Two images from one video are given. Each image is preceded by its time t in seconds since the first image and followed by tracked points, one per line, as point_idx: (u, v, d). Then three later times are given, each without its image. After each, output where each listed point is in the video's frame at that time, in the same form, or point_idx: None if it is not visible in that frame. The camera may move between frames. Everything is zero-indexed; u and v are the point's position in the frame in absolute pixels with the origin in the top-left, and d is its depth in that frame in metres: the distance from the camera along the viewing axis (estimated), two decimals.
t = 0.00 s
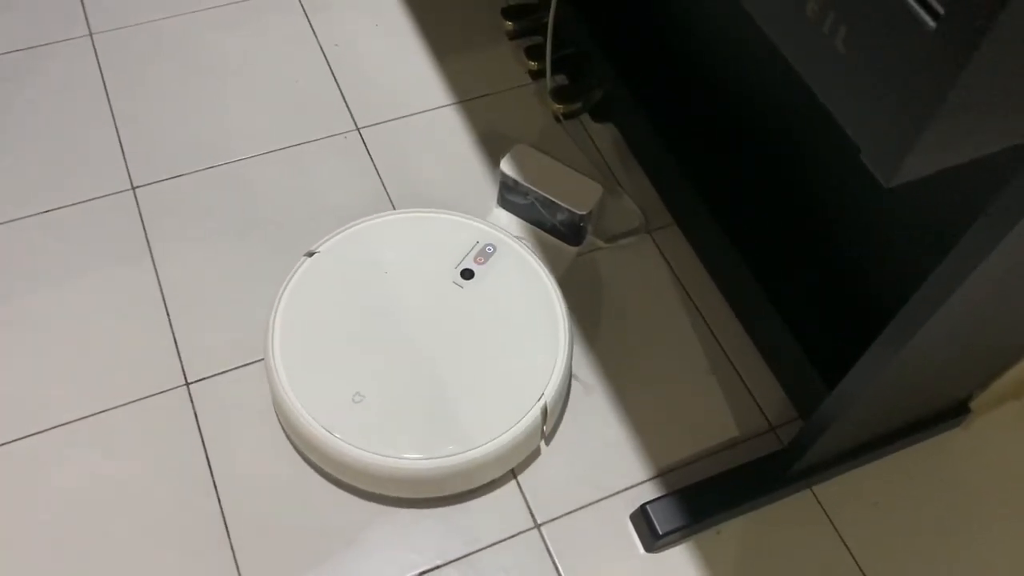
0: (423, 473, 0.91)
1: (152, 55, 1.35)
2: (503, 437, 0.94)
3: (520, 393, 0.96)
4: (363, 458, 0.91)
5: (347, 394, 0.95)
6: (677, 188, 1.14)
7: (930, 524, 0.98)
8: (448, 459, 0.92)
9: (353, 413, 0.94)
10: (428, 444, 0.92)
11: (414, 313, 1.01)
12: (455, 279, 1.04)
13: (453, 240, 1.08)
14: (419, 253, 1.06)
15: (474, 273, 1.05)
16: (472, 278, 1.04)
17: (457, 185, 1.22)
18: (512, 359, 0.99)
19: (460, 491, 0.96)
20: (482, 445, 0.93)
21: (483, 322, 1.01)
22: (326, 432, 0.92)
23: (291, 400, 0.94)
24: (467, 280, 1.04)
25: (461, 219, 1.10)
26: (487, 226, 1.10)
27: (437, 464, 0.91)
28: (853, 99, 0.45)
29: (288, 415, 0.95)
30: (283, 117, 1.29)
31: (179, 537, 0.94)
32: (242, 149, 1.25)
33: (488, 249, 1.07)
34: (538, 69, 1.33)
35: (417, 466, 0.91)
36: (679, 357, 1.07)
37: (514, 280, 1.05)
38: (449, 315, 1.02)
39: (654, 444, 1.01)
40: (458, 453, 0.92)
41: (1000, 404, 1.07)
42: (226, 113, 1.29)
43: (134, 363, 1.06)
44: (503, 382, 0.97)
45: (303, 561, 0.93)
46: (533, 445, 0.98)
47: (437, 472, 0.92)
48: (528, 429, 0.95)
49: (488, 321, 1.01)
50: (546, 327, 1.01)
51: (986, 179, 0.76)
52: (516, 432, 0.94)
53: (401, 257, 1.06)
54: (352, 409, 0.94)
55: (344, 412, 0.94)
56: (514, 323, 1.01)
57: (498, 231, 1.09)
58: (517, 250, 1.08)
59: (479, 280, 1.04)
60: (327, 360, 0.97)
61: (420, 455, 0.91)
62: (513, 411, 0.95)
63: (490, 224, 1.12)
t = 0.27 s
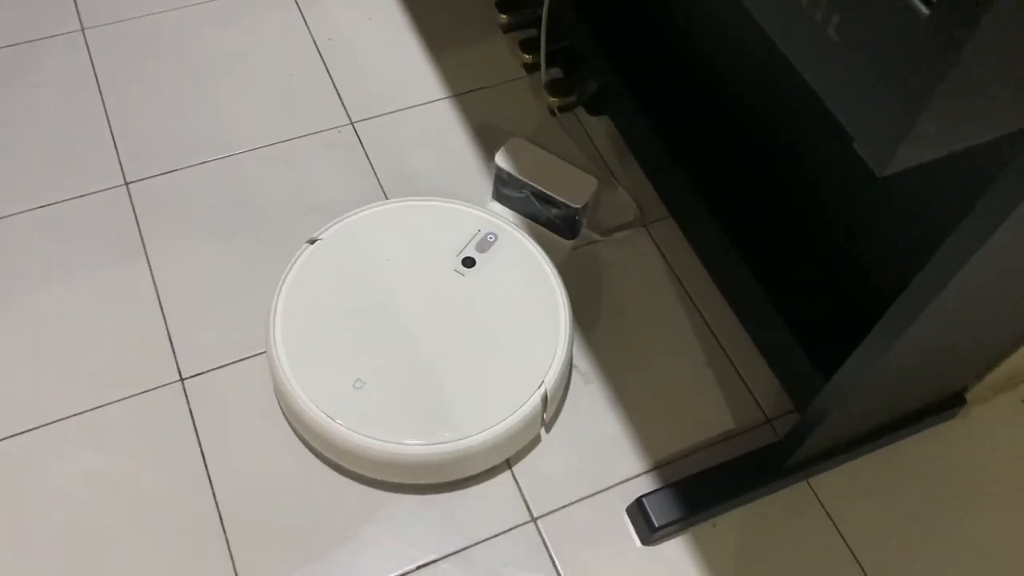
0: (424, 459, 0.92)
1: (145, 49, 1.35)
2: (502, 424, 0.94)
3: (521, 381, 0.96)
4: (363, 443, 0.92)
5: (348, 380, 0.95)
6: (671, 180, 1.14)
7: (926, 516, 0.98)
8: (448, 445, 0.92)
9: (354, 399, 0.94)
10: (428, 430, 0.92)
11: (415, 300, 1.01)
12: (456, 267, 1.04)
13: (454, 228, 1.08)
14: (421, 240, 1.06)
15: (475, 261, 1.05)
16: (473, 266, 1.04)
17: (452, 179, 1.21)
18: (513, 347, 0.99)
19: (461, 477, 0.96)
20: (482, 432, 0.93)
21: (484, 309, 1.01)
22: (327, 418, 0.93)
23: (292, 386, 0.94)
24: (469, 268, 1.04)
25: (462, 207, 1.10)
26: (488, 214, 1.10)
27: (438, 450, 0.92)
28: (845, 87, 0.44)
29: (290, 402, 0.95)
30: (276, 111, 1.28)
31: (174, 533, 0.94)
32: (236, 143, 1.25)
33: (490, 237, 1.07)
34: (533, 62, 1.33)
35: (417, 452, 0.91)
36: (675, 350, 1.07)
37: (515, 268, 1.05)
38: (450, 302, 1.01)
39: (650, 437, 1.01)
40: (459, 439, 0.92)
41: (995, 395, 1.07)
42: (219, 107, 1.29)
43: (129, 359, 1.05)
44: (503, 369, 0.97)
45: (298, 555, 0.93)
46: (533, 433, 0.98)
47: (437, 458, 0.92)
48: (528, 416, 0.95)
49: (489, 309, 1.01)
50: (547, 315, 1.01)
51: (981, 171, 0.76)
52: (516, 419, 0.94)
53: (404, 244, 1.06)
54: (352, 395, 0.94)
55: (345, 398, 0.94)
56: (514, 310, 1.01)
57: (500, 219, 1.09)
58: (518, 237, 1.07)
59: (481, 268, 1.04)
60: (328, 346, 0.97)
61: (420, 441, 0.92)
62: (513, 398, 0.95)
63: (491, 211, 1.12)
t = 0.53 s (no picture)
0: (420, 435, 0.92)
1: (133, 34, 1.33)
2: (499, 400, 0.94)
3: (517, 358, 0.96)
4: (359, 418, 0.92)
5: (344, 355, 0.95)
6: (664, 162, 1.13)
7: (921, 496, 0.98)
8: (445, 420, 0.92)
9: (350, 374, 0.94)
10: (425, 405, 0.93)
11: (412, 277, 1.02)
12: (454, 245, 1.04)
13: (452, 206, 1.08)
14: (419, 218, 1.07)
15: (473, 240, 1.05)
16: (471, 245, 1.04)
17: (443, 162, 1.20)
18: (510, 324, 0.99)
19: (458, 454, 0.96)
20: (479, 408, 0.93)
21: (481, 287, 1.01)
22: (323, 393, 0.93)
23: (289, 361, 0.95)
24: (466, 247, 1.04)
25: (459, 186, 1.10)
26: (487, 193, 1.10)
27: (434, 425, 0.92)
28: (839, 48, 0.43)
29: (287, 378, 0.95)
30: (266, 96, 1.27)
31: (165, 519, 0.93)
32: (224, 128, 1.24)
33: (488, 217, 1.07)
34: (524, 45, 1.32)
35: (413, 426, 0.92)
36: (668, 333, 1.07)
37: (513, 246, 1.05)
38: (447, 280, 1.02)
39: (643, 420, 1.00)
40: (455, 414, 0.93)
41: (990, 375, 1.06)
42: (208, 92, 1.27)
43: (118, 345, 1.04)
44: (500, 346, 0.97)
45: (290, 540, 0.92)
46: (530, 411, 0.98)
47: (434, 433, 0.92)
48: (525, 393, 0.95)
49: (487, 287, 1.01)
50: (544, 294, 1.01)
51: (973, 147, 0.75)
52: (513, 396, 0.94)
53: (402, 222, 1.06)
54: (349, 371, 0.94)
55: (342, 372, 0.94)
56: (512, 288, 1.01)
57: (498, 198, 1.09)
58: (517, 216, 1.08)
59: (478, 246, 1.04)
60: (325, 322, 0.98)
61: (416, 416, 0.92)
62: (509, 375, 0.95)
63: (489, 189, 1.12)
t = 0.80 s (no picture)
0: (416, 416, 0.92)
1: (117, 22, 1.32)
2: (495, 382, 0.93)
3: (514, 341, 0.96)
4: (355, 400, 0.92)
5: (340, 337, 0.95)
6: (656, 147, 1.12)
7: (916, 481, 0.97)
8: (442, 403, 0.92)
9: (346, 357, 0.94)
10: (421, 388, 0.92)
11: (409, 259, 1.01)
12: (450, 228, 1.03)
13: (449, 188, 1.07)
14: (415, 199, 1.05)
15: (469, 222, 1.04)
16: (467, 227, 1.03)
17: (434, 149, 1.19)
18: (507, 307, 0.98)
19: (454, 436, 0.96)
20: (475, 390, 0.93)
21: (478, 269, 1.00)
22: (319, 375, 0.92)
23: (284, 344, 0.94)
24: (463, 229, 1.03)
25: (456, 168, 1.09)
26: (483, 175, 1.08)
27: (431, 407, 0.92)
28: (830, 22, 0.43)
29: (282, 361, 0.94)
30: (253, 84, 1.26)
31: (154, 511, 0.92)
32: (212, 117, 1.22)
33: (484, 199, 1.06)
34: (515, 30, 1.31)
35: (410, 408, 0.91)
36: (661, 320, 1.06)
37: (509, 228, 1.04)
38: (443, 262, 1.01)
39: (636, 408, 1.00)
40: (452, 396, 0.92)
41: (985, 359, 1.06)
42: (195, 80, 1.26)
43: (106, 336, 1.03)
44: (497, 328, 0.97)
45: (282, 530, 0.92)
46: (527, 392, 0.97)
47: (431, 414, 0.92)
48: (522, 375, 0.95)
49: (483, 269, 1.00)
50: (541, 276, 1.01)
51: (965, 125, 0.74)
52: (510, 378, 0.94)
53: (398, 203, 1.05)
54: (345, 353, 0.94)
55: (337, 355, 0.94)
56: (508, 270, 1.01)
57: (494, 180, 1.08)
58: (514, 198, 1.07)
59: (475, 229, 1.03)
60: (320, 304, 0.97)
61: (413, 398, 0.92)
62: (506, 357, 0.95)
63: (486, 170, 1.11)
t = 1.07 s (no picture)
0: (415, 409, 0.92)
1: (104, 19, 1.31)
2: (493, 374, 0.93)
3: (511, 330, 0.96)
4: (353, 393, 0.91)
5: (337, 330, 0.94)
6: (646, 141, 1.12)
7: (909, 473, 0.97)
8: (440, 394, 0.92)
9: (343, 349, 0.93)
10: (419, 380, 0.92)
11: (405, 250, 1.00)
12: (445, 218, 1.03)
13: (443, 178, 1.06)
14: (410, 189, 1.05)
15: (464, 213, 1.03)
16: (462, 218, 1.03)
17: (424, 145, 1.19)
18: (504, 296, 0.98)
19: (452, 427, 0.96)
20: (473, 381, 0.93)
21: (473, 260, 1.00)
22: (317, 368, 0.92)
23: (280, 338, 0.94)
24: (458, 220, 1.02)
25: (450, 157, 1.07)
26: (477, 163, 1.07)
27: (429, 400, 0.91)
28: (815, 16, 0.42)
29: (279, 354, 0.94)
30: (241, 80, 1.25)
31: (145, 511, 0.92)
32: (200, 114, 1.22)
33: (479, 188, 1.05)
34: (505, 24, 1.29)
35: (408, 400, 0.91)
36: (653, 315, 1.05)
37: (505, 218, 1.03)
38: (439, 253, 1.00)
39: (629, 403, 0.99)
40: (450, 387, 0.92)
41: (978, 350, 1.06)
42: (182, 77, 1.25)
43: (95, 336, 1.02)
44: (494, 319, 0.96)
45: (275, 529, 0.91)
46: (524, 382, 0.97)
47: (429, 406, 0.92)
48: (519, 366, 0.94)
49: (480, 259, 1.00)
50: (538, 265, 1.00)
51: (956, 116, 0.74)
52: (508, 368, 0.94)
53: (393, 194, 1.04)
54: (342, 346, 0.93)
55: (335, 348, 0.93)
56: (505, 260, 1.00)
57: (489, 168, 1.07)
58: (509, 187, 1.05)
59: (470, 219, 1.03)
60: (316, 298, 0.96)
61: (411, 390, 0.91)
62: (503, 347, 0.95)
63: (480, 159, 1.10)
